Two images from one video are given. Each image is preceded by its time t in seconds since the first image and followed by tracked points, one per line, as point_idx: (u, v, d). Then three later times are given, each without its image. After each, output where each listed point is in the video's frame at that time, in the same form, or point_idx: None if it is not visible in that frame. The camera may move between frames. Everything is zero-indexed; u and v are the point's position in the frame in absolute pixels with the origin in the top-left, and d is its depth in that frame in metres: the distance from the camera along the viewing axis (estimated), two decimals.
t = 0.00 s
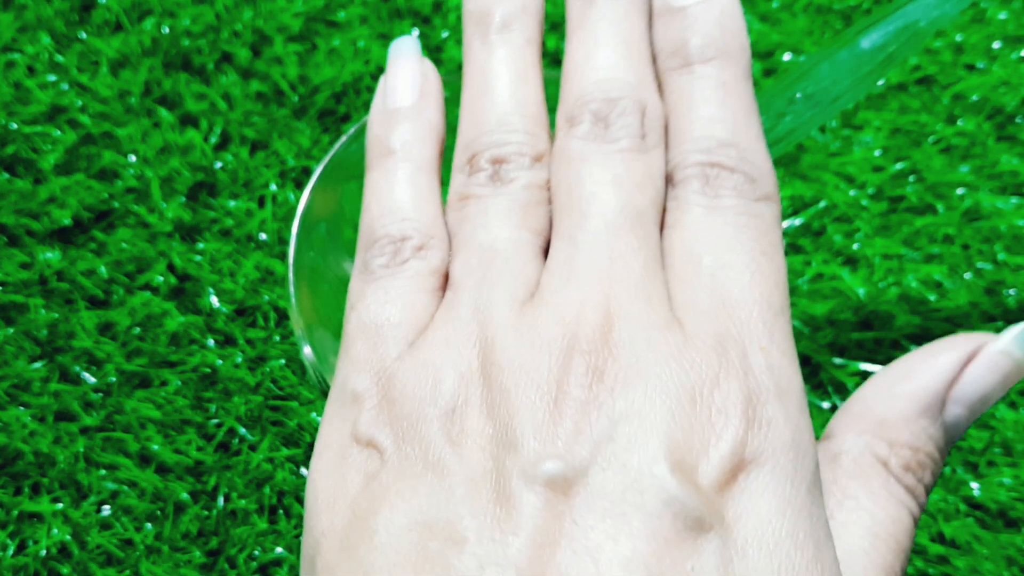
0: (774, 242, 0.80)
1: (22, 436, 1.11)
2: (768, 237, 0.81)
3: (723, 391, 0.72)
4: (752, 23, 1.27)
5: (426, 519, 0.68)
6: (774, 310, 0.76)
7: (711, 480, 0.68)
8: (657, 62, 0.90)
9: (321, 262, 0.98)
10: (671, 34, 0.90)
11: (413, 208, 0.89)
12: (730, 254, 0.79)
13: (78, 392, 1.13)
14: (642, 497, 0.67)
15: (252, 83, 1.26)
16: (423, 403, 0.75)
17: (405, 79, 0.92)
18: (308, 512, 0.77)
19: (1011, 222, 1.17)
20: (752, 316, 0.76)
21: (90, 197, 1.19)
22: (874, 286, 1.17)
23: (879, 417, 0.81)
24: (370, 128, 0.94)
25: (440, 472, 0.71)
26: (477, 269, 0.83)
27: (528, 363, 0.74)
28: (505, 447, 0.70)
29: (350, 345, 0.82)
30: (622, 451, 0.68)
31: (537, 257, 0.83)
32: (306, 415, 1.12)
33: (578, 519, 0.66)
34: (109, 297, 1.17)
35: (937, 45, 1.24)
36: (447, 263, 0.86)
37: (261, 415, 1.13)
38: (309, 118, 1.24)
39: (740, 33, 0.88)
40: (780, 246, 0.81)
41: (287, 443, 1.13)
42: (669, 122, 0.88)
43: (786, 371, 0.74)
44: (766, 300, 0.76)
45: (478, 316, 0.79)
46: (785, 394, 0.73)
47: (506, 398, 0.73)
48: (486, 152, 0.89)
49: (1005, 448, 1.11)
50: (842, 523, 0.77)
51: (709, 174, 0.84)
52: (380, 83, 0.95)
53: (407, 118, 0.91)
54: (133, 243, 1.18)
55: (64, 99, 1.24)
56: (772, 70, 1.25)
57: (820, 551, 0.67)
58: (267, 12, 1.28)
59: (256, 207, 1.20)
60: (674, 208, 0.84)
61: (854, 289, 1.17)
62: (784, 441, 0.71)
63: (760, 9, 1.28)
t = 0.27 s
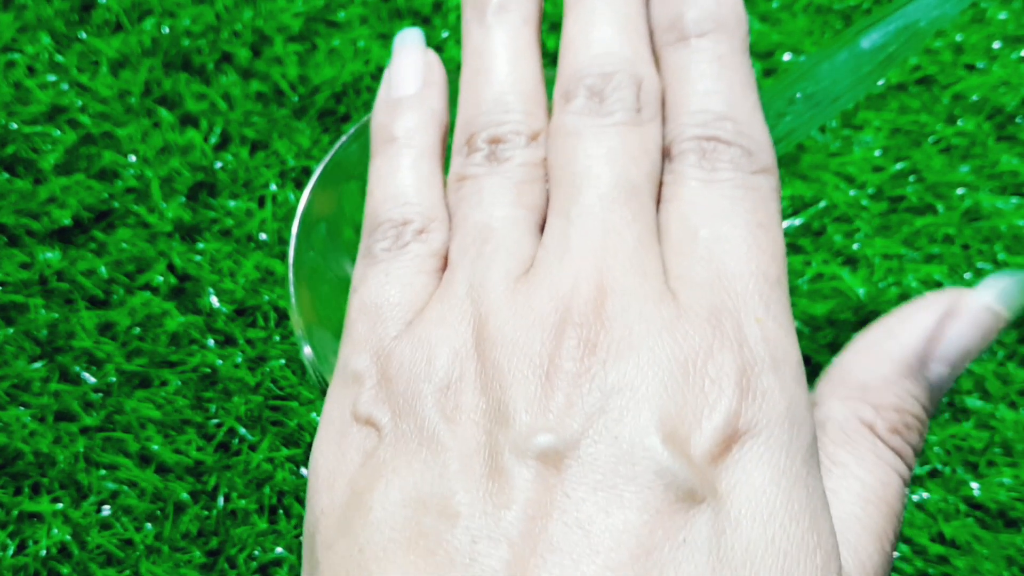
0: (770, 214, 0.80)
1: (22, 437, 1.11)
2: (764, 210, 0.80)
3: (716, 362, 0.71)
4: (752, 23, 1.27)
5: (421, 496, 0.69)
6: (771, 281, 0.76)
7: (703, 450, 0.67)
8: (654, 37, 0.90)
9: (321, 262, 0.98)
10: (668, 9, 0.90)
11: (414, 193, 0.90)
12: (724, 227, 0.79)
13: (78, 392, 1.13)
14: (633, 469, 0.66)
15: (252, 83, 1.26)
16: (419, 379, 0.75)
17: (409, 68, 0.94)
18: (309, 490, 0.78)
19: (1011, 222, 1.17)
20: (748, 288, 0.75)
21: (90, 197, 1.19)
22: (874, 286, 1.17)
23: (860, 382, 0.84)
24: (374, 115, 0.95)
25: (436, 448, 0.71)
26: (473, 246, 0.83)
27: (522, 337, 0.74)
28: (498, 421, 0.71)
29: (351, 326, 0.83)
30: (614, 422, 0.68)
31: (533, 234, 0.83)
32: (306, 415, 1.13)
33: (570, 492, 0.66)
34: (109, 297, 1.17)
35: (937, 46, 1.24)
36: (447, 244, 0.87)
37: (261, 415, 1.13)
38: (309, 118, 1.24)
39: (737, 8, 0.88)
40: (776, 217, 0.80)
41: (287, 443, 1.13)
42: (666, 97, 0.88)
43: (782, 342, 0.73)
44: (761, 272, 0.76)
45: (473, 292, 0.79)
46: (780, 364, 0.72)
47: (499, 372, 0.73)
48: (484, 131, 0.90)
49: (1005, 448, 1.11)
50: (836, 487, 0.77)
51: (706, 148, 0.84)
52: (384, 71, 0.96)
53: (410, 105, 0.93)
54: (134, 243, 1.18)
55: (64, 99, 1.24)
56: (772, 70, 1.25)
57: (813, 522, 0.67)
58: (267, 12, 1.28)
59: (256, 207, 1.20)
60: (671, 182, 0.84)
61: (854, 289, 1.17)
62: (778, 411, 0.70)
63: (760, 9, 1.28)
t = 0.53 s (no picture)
0: (764, 171, 0.83)
1: (22, 437, 1.11)
2: (756, 168, 0.83)
3: (708, 315, 0.72)
4: (752, 23, 1.27)
5: (415, 449, 0.69)
6: (764, 236, 0.77)
7: (694, 398, 0.68)
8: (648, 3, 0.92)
9: (320, 261, 0.99)
10: None
11: (416, 161, 0.92)
12: (715, 184, 0.81)
13: (78, 392, 1.13)
14: (625, 416, 0.67)
15: (252, 83, 1.26)
16: (414, 339, 0.77)
17: (409, 40, 0.97)
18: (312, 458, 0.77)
19: (1011, 222, 1.18)
20: (740, 244, 0.77)
21: (90, 197, 1.20)
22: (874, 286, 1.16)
23: (832, 329, 0.88)
24: (376, 88, 0.98)
25: (429, 404, 0.72)
26: (470, 212, 0.86)
27: (513, 292, 0.75)
28: (489, 376, 0.72)
29: (353, 295, 0.86)
30: (605, 371, 0.69)
31: (529, 196, 0.85)
32: (306, 415, 1.13)
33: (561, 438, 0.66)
34: (109, 297, 1.17)
35: (937, 45, 1.24)
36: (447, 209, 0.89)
37: (261, 415, 1.13)
38: (309, 118, 1.24)
39: None
40: (770, 174, 0.83)
41: (287, 443, 1.13)
42: (662, 61, 0.90)
43: (775, 293, 0.74)
44: (754, 227, 0.78)
45: (469, 254, 0.81)
46: (772, 316, 0.73)
47: (490, 326, 0.74)
48: (480, 99, 0.93)
49: (1005, 448, 1.11)
50: (825, 432, 0.81)
51: (700, 108, 0.86)
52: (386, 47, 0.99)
53: (411, 76, 0.96)
54: (134, 244, 1.18)
55: (64, 99, 1.24)
56: (772, 70, 1.25)
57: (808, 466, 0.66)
58: (267, 12, 1.28)
59: (256, 207, 1.20)
60: (666, 143, 0.86)
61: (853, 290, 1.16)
62: (771, 360, 0.71)
63: (760, 9, 1.28)
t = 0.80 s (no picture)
0: (776, 130, 0.80)
1: (22, 436, 1.11)
2: (770, 127, 0.81)
3: (711, 265, 0.72)
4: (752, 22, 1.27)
5: (416, 402, 0.72)
6: (774, 193, 0.76)
7: (696, 347, 0.69)
8: None
9: (321, 260, 0.99)
10: None
11: (424, 120, 0.93)
12: (727, 141, 0.80)
13: (78, 392, 1.13)
14: (625, 367, 0.68)
15: (252, 83, 1.26)
16: (417, 294, 0.78)
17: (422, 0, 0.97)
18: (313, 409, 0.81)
19: (1011, 223, 1.18)
20: (748, 198, 0.76)
21: (90, 197, 1.20)
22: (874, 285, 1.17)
23: (851, 292, 0.78)
24: (389, 48, 0.98)
25: (433, 358, 0.74)
26: (477, 170, 0.87)
27: (517, 248, 0.77)
28: (491, 328, 0.74)
29: (359, 249, 0.87)
30: (605, 323, 0.70)
31: (535, 157, 0.86)
32: (306, 415, 1.13)
33: (561, 392, 0.68)
34: (108, 297, 1.17)
35: (937, 46, 1.24)
36: (453, 169, 0.90)
37: (261, 416, 1.13)
38: (309, 118, 1.24)
39: None
40: (783, 135, 0.80)
41: (287, 443, 1.13)
42: (676, 28, 0.89)
43: (783, 248, 0.74)
44: (764, 185, 0.77)
45: (475, 212, 0.82)
46: (779, 270, 0.72)
47: (492, 281, 0.76)
48: (493, 65, 0.94)
49: (1005, 448, 1.11)
50: (832, 395, 0.73)
51: (713, 73, 0.85)
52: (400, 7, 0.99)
53: (422, 36, 0.96)
54: (134, 244, 1.18)
55: (64, 99, 1.24)
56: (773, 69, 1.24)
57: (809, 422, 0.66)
58: (267, 11, 1.28)
59: (256, 207, 1.20)
60: (678, 106, 0.85)
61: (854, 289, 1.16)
62: (776, 313, 0.70)
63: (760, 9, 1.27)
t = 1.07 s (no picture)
0: (774, 111, 0.80)
1: (23, 436, 1.12)
2: (766, 108, 0.80)
3: (704, 246, 0.72)
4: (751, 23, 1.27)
5: (413, 388, 0.72)
6: (771, 174, 0.76)
7: (688, 328, 0.69)
8: None
9: (321, 259, 0.99)
10: None
11: (424, 110, 0.94)
12: (723, 122, 0.79)
13: (78, 392, 1.13)
14: (617, 348, 0.69)
15: (252, 83, 1.26)
16: (415, 281, 0.78)
17: None
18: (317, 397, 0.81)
19: (1009, 223, 1.18)
20: (744, 179, 0.75)
21: (90, 198, 1.20)
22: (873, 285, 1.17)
23: (846, 271, 0.79)
24: (389, 40, 0.98)
25: (430, 343, 0.74)
26: (476, 156, 0.87)
27: (512, 231, 0.77)
28: (486, 311, 0.74)
29: (359, 239, 0.87)
30: (598, 305, 0.71)
31: (533, 143, 0.86)
32: (306, 415, 1.13)
33: (555, 374, 0.69)
34: (109, 297, 1.17)
35: (936, 46, 1.25)
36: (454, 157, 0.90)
37: (261, 415, 1.13)
38: (309, 119, 1.24)
39: None
40: (780, 115, 0.80)
41: (287, 443, 1.13)
42: (674, 12, 0.89)
43: (777, 228, 0.73)
44: (760, 164, 0.76)
45: (473, 197, 0.82)
46: (773, 250, 0.72)
47: (488, 265, 0.76)
48: (493, 54, 0.95)
49: (1003, 448, 1.11)
50: (826, 373, 0.73)
51: (711, 55, 0.85)
52: None
53: (422, 27, 0.96)
54: (134, 244, 1.18)
55: (65, 99, 1.24)
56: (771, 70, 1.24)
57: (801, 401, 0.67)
58: (267, 12, 1.29)
59: (257, 207, 1.21)
60: (677, 87, 0.84)
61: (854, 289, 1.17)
62: (770, 292, 0.70)
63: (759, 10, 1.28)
